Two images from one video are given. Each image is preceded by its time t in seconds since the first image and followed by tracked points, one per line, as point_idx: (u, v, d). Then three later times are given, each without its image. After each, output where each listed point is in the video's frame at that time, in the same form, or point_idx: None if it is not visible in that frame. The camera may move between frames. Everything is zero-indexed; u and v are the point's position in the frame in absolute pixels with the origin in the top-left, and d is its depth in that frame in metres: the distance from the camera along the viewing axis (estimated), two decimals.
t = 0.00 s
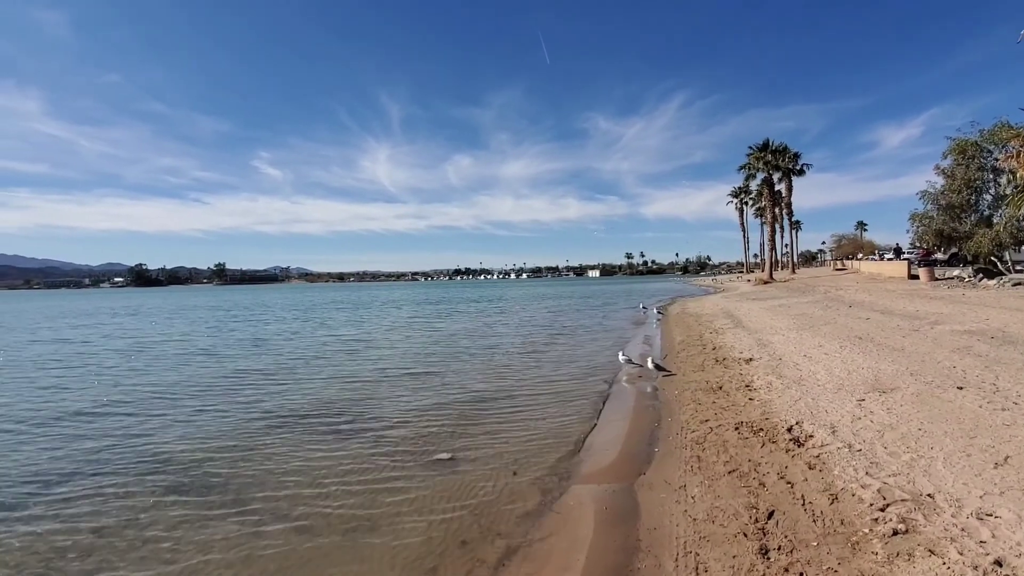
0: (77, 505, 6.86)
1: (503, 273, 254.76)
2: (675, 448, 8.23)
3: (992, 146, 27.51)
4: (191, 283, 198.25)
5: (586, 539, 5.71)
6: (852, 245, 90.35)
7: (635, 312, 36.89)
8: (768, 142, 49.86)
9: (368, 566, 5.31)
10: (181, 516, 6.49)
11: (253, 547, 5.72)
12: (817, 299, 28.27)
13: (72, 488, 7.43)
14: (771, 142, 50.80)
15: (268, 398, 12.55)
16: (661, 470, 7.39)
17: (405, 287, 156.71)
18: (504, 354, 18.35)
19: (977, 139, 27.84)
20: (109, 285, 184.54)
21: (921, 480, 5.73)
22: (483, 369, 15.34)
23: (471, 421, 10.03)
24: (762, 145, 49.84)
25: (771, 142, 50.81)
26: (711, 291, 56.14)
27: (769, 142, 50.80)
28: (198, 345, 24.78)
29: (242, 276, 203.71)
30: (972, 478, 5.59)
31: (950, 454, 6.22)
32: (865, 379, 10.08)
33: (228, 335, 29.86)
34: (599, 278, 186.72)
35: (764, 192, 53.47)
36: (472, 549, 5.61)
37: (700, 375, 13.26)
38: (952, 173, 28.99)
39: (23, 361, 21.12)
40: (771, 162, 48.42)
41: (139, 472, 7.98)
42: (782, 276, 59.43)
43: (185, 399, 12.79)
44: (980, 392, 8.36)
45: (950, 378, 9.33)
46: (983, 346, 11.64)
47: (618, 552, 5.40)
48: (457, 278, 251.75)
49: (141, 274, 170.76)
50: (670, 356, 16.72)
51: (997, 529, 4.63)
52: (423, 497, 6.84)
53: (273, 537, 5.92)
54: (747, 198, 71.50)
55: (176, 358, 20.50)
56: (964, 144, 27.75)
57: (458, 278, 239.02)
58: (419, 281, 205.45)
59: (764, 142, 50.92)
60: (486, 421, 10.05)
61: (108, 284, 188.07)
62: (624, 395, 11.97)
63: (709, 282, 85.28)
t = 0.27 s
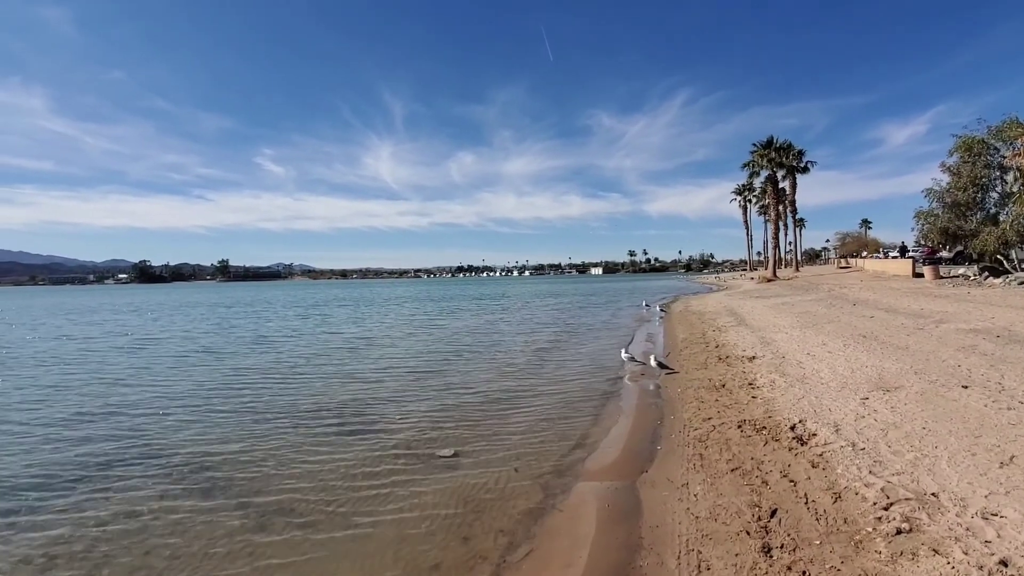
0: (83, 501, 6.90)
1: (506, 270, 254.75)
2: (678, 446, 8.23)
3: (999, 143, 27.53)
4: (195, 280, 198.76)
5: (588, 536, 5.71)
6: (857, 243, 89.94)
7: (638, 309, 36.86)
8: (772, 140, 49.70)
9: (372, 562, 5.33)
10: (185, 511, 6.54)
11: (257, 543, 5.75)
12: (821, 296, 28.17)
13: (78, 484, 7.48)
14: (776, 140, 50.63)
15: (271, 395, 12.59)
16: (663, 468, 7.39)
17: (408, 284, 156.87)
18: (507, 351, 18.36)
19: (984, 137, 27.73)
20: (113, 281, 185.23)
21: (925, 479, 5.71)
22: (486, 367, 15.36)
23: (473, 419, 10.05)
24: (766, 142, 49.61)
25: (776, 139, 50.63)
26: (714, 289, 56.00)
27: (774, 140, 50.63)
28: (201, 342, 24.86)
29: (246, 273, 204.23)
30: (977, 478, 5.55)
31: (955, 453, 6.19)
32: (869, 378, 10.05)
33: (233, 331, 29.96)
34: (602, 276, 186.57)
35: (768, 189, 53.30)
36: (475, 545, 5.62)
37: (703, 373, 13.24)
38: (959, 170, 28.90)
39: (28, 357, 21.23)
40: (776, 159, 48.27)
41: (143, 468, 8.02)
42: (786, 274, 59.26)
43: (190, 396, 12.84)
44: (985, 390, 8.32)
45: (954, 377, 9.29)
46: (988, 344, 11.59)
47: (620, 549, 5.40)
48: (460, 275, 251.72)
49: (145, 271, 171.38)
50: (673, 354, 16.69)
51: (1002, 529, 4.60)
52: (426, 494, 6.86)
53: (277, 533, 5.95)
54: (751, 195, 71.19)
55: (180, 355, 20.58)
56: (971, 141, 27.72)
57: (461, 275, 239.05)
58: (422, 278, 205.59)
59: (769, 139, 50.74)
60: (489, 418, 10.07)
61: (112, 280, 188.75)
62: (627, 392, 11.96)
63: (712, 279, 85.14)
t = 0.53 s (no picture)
0: (83, 500, 6.90)
1: (506, 268, 254.69)
2: (678, 444, 8.22)
3: (1001, 141, 27.55)
4: (195, 277, 198.75)
5: (588, 533, 5.71)
6: (858, 241, 89.91)
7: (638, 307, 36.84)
8: (774, 137, 49.62)
9: (372, 560, 5.33)
10: (185, 509, 6.54)
11: (258, 541, 5.75)
12: (821, 295, 28.15)
13: (78, 483, 7.47)
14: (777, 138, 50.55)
15: (272, 393, 12.59)
16: (663, 465, 7.38)
17: (408, 282, 156.80)
18: (507, 349, 18.35)
19: (986, 135, 27.75)
20: (113, 278, 185.27)
21: (926, 478, 5.70)
22: (486, 364, 15.36)
23: (473, 416, 10.05)
24: (767, 140, 49.51)
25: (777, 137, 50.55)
26: (714, 287, 55.97)
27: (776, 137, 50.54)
28: (201, 339, 24.86)
29: (246, 270, 204.23)
30: (977, 476, 5.54)
31: (955, 451, 6.18)
32: (870, 376, 10.04)
33: (233, 329, 29.96)
34: (602, 274, 186.57)
35: (769, 187, 53.24)
36: (475, 543, 5.62)
37: (703, 371, 13.23)
38: (960, 169, 28.87)
39: (28, 355, 21.23)
40: (777, 157, 48.20)
41: (142, 466, 8.03)
42: (787, 272, 59.22)
43: (190, 394, 12.84)
44: (986, 389, 8.31)
45: (955, 375, 9.28)
46: (989, 343, 11.58)
47: (620, 547, 5.39)
48: (460, 273, 251.55)
49: (145, 268, 171.41)
50: (673, 352, 16.68)
51: (1003, 527, 4.59)
52: (426, 491, 6.86)
53: (278, 531, 5.95)
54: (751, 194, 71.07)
55: (180, 352, 20.58)
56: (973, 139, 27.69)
57: (462, 273, 238.97)
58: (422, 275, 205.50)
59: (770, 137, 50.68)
60: (489, 415, 10.06)
61: (112, 277, 188.74)
62: (627, 390, 11.95)
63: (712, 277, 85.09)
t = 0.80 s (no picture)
0: (85, 498, 6.92)
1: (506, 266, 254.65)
2: (678, 442, 8.24)
3: (1002, 139, 27.51)
4: (196, 275, 198.82)
5: (589, 531, 5.73)
6: (858, 240, 89.82)
7: (638, 305, 36.83)
8: (774, 135, 49.54)
9: (373, 557, 5.35)
10: (186, 507, 6.57)
11: (260, 538, 5.78)
12: (822, 293, 28.13)
13: (80, 481, 7.49)
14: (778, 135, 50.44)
15: (272, 391, 12.61)
16: (663, 463, 7.40)
17: (408, 280, 156.79)
18: (507, 347, 18.36)
19: (987, 133, 27.71)
20: (113, 276, 185.30)
21: (926, 476, 5.71)
22: (486, 363, 15.37)
23: (474, 414, 10.07)
24: (768, 138, 49.42)
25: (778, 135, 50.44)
26: (714, 285, 55.97)
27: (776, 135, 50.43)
28: (201, 337, 24.89)
29: (246, 268, 204.18)
30: (977, 474, 5.56)
31: (955, 449, 6.19)
32: (870, 374, 10.04)
33: (233, 327, 29.95)
34: (602, 272, 186.51)
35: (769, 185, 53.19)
36: (476, 540, 5.64)
37: (704, 369, 13.24)
38: (961, 167, 28.84)
39: (28, 353, 21.27)
40: (777, 155, 48.12)
41: (143, 464, 8.05)
42: (787, 270, 59.19)
43: (190, 391, 12.86)
44: (986, 387, 8.32)
45: (955, 374, 9.28)
46: (989, 341, 11.58)
47: (620, 544, 5.41)
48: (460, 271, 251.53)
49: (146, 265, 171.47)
50: (674, 350, 16.70)
51: (1003, 525, 4.60)
52: (427, 489, 6.88)
53: (280, 528, 5.98)
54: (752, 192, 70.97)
55: (180, 350, 20.61)
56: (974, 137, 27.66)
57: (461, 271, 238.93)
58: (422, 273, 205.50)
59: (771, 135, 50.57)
60: (489, 413, 10.08)
61: (113, 275, 188.82)
62: (627, 388, 11.96)
63: (712, 276, 85.03)
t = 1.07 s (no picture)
0: (87, 495, 6.97)
1: (507, 264, 254.61)
2: (678, 440, 8.26)
3: (1003, 138, 27.49)
4: (196, 273, 198.87)
5: (589, 528, 5.76)
6: (858, 239, 89.75)
7: (638, 303, 36.87)
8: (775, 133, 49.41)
9: (374, 554, 5.38)
10: (188, 504, 6.60)
11: (262, 535, 5.81)
12: (822, 292, 28.14)
13: (82, 478, 7.54)
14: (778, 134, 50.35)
15: (273, 388, 12.64)
16: (664, 461, 7.42)
17: (409, 278, 156.81)
18: (507, 345, 18.39)
19: (988, 132, 27.68)
20: (113, 274, 185.37)
21: (925, 474, 5.73)
22: (486, 361, 15.39)
23: (474, 412, 10.11)
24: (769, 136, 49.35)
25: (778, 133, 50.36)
26: (715, 284, 55.99)
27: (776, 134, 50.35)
28: (202, 335, 24.92)
29: (245, 266, 204.17)
30: (976, 472, 5.58)
31: (955, 448, 6.21)
32: (870, 373, 10.06)
33: (233, 324, 29.98)
34: (603, 271, 186.45)
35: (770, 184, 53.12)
36: (476, 537, 5.66)
37: (704, 367, 13.27)
38: (961, 166, 28.82)
39: (30, 351, 21.31)
40: (778, 154, 48.08)
41: (145, 462, 8.09)
42: (787, 269, 59.16)
43: (191, 389, 12.90)
44: (986, 386, 8.34)
45: (955, 373, 9.30)
46: (989, 340, 11.60)
47: (620, 542, 5.43)
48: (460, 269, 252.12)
49: (146, 263, 171.55)
50: (674, 348, 16.72)
51: (1001, 523, 4.62)
52: (428, 486, 6.91)
53: (281, 525, 6.02)
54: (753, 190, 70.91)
55: (181, 348, 20.65)
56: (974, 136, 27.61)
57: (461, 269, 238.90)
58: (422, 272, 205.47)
59: (771, 133, 50.49)
60: (489, 411, 10.13)
61: (113, 273, 188.88)
62: (627, 386, 11.98)
63: (712, 274, 85.02)
